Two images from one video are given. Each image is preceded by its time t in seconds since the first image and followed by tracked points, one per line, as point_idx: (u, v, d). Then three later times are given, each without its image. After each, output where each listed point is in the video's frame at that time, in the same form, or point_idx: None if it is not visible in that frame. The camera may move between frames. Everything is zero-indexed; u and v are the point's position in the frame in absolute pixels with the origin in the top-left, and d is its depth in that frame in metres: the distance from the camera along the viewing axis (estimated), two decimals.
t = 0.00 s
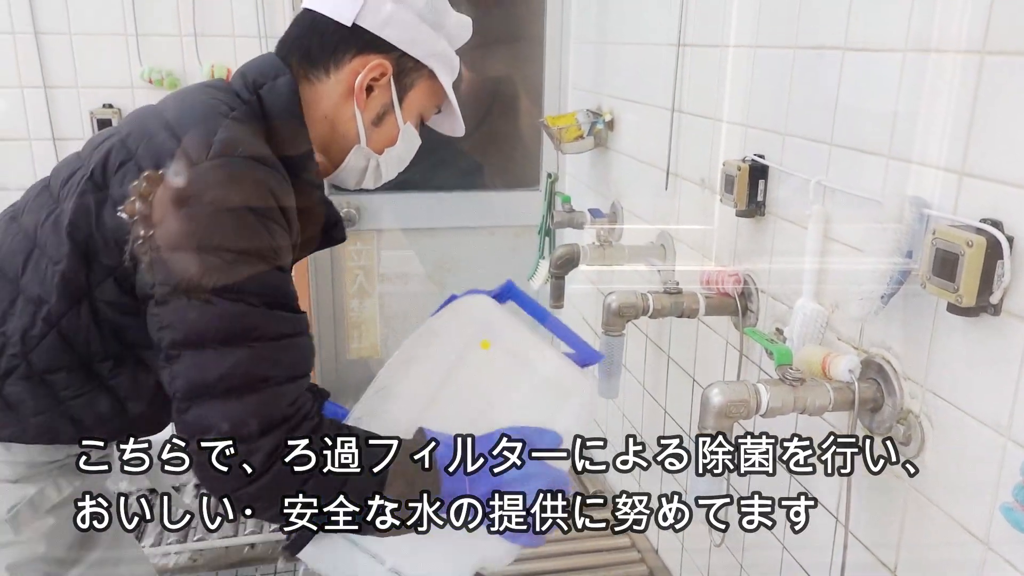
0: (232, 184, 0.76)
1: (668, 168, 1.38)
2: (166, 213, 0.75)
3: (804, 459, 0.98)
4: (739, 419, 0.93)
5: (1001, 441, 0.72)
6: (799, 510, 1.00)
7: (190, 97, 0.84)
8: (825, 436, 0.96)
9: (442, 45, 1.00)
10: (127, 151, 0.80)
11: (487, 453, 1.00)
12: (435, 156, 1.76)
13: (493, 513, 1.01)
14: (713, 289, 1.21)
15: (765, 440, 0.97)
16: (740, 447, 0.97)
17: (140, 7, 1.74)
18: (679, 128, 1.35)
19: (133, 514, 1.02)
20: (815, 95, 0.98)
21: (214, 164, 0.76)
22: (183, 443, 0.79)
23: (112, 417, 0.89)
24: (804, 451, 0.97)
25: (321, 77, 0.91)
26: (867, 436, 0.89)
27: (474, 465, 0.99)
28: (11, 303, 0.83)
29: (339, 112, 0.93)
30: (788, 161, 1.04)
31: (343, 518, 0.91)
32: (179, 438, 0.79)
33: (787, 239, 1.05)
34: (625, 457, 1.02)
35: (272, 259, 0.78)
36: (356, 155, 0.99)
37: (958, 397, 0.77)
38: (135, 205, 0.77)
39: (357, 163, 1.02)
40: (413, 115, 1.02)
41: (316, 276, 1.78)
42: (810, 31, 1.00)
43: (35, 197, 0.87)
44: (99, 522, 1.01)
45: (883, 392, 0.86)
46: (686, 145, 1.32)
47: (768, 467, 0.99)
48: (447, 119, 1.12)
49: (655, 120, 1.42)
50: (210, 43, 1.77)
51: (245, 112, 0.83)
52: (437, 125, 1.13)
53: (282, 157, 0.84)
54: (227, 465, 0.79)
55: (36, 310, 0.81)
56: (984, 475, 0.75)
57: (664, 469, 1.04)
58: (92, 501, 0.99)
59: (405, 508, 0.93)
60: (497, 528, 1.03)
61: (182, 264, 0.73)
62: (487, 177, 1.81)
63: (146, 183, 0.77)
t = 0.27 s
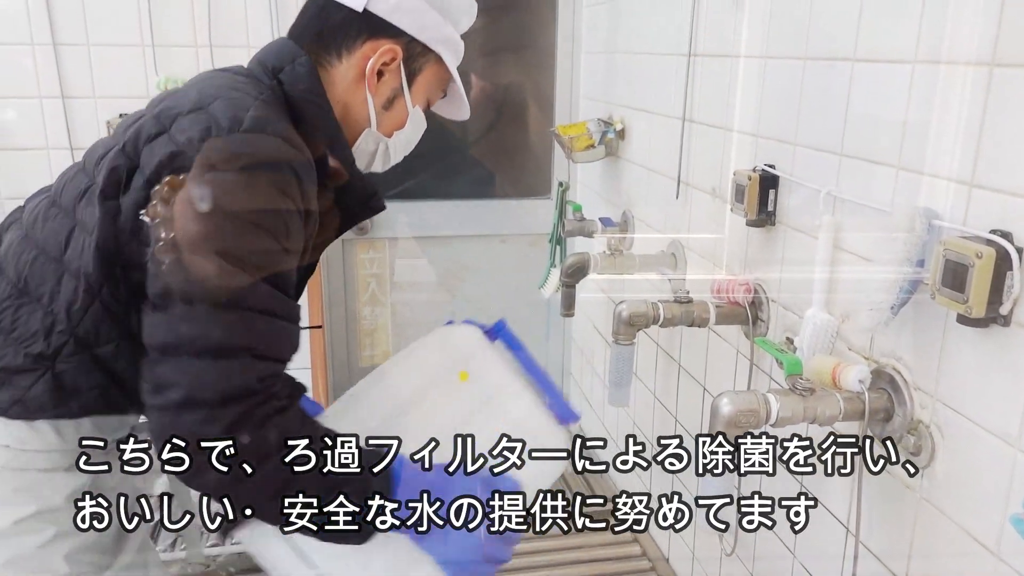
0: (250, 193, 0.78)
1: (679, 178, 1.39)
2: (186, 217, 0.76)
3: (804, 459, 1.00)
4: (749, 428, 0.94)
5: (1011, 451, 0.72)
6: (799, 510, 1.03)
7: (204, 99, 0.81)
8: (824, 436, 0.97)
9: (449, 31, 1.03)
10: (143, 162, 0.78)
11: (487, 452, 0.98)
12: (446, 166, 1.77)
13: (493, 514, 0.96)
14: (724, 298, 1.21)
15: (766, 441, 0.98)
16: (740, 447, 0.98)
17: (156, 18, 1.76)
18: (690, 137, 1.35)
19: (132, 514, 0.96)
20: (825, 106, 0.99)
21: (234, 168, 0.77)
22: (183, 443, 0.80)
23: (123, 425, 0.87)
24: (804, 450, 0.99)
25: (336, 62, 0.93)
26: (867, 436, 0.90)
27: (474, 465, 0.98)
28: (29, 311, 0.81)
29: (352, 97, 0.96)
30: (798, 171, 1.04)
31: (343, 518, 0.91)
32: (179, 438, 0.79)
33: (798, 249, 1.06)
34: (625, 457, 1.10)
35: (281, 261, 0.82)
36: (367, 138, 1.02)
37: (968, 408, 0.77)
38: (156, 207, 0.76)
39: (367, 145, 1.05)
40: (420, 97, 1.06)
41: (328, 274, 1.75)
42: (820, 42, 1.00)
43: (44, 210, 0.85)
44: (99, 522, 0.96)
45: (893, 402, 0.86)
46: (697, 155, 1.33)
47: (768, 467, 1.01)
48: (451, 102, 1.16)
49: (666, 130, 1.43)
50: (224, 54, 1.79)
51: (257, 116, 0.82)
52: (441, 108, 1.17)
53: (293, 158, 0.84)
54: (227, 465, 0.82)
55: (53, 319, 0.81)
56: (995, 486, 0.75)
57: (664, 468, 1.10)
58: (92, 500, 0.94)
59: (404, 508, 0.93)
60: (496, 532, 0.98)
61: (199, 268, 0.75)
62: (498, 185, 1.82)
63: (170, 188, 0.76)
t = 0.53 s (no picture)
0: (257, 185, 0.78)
1: (686, 181, 1.39)
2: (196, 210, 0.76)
3: (803, 459, 0.99)
4: (755, 430, 0.93)
5: (1019, 455, 0.72)
6: (798, 510, 1.03)
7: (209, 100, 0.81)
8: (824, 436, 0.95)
9: (461, 22, 1.01)
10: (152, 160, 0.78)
11: (487, 454, 1.10)
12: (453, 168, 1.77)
13: (493, 513, 1.03)
14: (731, 301, 1.21)
15: (766, 441, 0.96)
16: (740, 447, 0.97)
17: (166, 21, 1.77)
18: (697, 140, 1.35)
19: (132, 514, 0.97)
20: (833, 108, 0.98)
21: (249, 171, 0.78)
22: (182, 443, 0.79)
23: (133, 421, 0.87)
24: (804, 450, 0.98)
25: (349, 51, 0.92)
26: (867, 437, 0.90)
27: (473, 465, 1.10)
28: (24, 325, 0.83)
29: (366, 82, 0.95)
30: (806, 173, 1.04)
31: (343, 518, 0.94)
32: (178, 437, 0.79)
33: (805, 251, 1.05)
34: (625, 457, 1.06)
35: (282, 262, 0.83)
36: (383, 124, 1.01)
37: (976, 411, 0.77)
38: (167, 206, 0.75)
39: (383, 134, 1.04)
40: (434, 87, 1.04)
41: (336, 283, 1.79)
42: (828, 43, 1.00)
43: (63, 202, 0.87)
44: (99, 522, 0.96)
45: (901, 405, 0.86)
46: (704, 158, 1.33)
47: (768, 467, 0.99)
48: (462, 94, 1.15)
49: (673, 133, 1.43)
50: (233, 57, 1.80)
51: (263, 104, 0.82)
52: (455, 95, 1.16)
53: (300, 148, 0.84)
54: (228, 466, 0.82)
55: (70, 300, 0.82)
56: (1003, 489, 0.74)
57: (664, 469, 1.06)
58: (92, 500, 0.95)
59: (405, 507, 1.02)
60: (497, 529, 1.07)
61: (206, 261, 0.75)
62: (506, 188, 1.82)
63: (178, 189, 0.76)
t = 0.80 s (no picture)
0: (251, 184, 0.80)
1: (688, 181, 1.38)
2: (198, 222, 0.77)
3: (804, 459, 1.00)
4: (757, 431, 0.93)
5: (1022, 455, 0.72)
6: (799, 510, 1.04)
7: (201, 110, 0.83)
8: (823, 436, 0.97)
9: (455, 53, 1.01)
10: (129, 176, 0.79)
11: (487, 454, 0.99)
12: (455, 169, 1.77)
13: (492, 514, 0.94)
14: (733, 302, 1.21)
15: (765, 441, 0.97)
16: (740, 447, 0.97)
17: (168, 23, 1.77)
18: (699, 140, 1.35)
19: (132, 514, 0.97)
20: (835, 107, 0.98)
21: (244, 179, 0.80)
22: (183, 444, 0.79)
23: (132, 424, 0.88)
24: (804, 450, 0.99)
25: (343, 80, 0.92)
26: (867, 437, 0.90)
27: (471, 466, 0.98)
28: (19, 322, 0.82)
29: (356, 112, 0.95)
30: (807, 173, 1.04)
31: (343, 519, 0.92)
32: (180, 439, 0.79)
33: (807, 252, 1.05)
34: (625, 457, 1.08)
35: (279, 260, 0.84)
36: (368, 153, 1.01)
37: (978, 412, 0.76)
38: (167, 210, 0.77)
39: (372, 162, 1.04)
40: (426, 119, 1.04)
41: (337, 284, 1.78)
42: (830, 44, 0.99)
43: (39, 230, 0.87)
44: (99, 522, 0.96)
45: (903, 406, 0.86)
46: (706, 158, 1.33)
47: (768, 467, 1.00)
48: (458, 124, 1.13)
49: (675, 133, 1.43)
50: (235, 57, 1.80)
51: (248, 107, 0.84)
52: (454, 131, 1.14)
53: (286, 156, 0.86)
54: (227, 465, 0.82)
55: (42, 331, 0.81)
56: (1006, 490, 0.74)
57: (664, 469, 1.08)
58: (92, 500, 0.94)
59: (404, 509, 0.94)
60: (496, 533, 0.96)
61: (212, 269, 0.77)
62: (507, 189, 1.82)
63: (178, 190, 0.77)
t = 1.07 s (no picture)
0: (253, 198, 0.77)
1: (688, 180, 1.38)
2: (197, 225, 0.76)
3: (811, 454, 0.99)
4: (757, 431, 0.93)
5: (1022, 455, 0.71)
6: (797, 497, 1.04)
7: (202, 105, 0.80)
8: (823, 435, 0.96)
9: (453, 49, 0.99)
10: (140, 162, 0.79)
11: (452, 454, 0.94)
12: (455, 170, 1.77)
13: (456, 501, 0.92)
14: (733, 301, 1.21)
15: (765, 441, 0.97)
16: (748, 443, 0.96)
17: (168, 22, 1.77)
18: (699, 140, 1.35)
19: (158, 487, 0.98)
20: (836, 106, 0.98)
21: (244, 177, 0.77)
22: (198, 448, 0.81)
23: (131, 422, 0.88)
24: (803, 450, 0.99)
25: (342, 71, 0.90)
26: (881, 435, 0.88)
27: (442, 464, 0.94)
28: (25, 313, 0.84)
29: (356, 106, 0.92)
30: (808, 173, 1.04)
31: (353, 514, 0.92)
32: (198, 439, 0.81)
33: (808, 252, 1.05)
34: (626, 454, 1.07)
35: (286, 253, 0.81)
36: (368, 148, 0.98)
37: (979, 412, 0.76)
38: (166, 211, 0.77)
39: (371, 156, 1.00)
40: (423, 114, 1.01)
41: (338, 268, 1.84)
42: (830, 43, 0.99)
43: (43, 220, 0.89)
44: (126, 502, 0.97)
45: (903, 406, 0.86)
46: (706, 158, 1.32)
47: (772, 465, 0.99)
48: (453, 115, 1.10)
49: (675, 132, 1.43)
50: (235, 57, 1.80)
51: (247, 112, 0.80)
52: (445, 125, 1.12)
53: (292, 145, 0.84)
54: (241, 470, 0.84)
55: (47, 321, 0.83)
56: (1006, 491, 0.74)
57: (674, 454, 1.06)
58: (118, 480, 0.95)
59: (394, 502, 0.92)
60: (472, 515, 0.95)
61: (211, 272, 0.75)
62: (507, 189, 1.82)
63: (176, 190, 0.76)
